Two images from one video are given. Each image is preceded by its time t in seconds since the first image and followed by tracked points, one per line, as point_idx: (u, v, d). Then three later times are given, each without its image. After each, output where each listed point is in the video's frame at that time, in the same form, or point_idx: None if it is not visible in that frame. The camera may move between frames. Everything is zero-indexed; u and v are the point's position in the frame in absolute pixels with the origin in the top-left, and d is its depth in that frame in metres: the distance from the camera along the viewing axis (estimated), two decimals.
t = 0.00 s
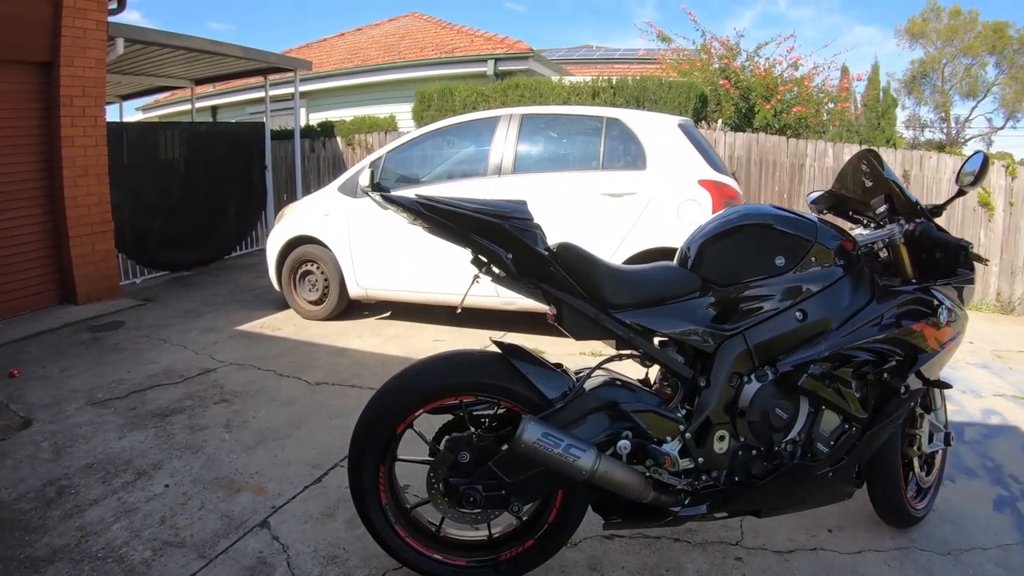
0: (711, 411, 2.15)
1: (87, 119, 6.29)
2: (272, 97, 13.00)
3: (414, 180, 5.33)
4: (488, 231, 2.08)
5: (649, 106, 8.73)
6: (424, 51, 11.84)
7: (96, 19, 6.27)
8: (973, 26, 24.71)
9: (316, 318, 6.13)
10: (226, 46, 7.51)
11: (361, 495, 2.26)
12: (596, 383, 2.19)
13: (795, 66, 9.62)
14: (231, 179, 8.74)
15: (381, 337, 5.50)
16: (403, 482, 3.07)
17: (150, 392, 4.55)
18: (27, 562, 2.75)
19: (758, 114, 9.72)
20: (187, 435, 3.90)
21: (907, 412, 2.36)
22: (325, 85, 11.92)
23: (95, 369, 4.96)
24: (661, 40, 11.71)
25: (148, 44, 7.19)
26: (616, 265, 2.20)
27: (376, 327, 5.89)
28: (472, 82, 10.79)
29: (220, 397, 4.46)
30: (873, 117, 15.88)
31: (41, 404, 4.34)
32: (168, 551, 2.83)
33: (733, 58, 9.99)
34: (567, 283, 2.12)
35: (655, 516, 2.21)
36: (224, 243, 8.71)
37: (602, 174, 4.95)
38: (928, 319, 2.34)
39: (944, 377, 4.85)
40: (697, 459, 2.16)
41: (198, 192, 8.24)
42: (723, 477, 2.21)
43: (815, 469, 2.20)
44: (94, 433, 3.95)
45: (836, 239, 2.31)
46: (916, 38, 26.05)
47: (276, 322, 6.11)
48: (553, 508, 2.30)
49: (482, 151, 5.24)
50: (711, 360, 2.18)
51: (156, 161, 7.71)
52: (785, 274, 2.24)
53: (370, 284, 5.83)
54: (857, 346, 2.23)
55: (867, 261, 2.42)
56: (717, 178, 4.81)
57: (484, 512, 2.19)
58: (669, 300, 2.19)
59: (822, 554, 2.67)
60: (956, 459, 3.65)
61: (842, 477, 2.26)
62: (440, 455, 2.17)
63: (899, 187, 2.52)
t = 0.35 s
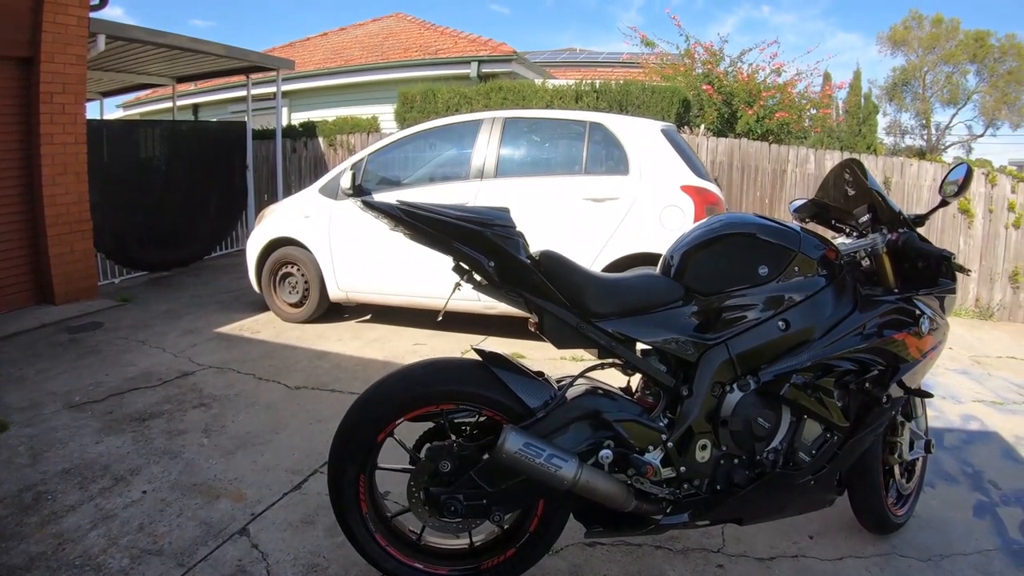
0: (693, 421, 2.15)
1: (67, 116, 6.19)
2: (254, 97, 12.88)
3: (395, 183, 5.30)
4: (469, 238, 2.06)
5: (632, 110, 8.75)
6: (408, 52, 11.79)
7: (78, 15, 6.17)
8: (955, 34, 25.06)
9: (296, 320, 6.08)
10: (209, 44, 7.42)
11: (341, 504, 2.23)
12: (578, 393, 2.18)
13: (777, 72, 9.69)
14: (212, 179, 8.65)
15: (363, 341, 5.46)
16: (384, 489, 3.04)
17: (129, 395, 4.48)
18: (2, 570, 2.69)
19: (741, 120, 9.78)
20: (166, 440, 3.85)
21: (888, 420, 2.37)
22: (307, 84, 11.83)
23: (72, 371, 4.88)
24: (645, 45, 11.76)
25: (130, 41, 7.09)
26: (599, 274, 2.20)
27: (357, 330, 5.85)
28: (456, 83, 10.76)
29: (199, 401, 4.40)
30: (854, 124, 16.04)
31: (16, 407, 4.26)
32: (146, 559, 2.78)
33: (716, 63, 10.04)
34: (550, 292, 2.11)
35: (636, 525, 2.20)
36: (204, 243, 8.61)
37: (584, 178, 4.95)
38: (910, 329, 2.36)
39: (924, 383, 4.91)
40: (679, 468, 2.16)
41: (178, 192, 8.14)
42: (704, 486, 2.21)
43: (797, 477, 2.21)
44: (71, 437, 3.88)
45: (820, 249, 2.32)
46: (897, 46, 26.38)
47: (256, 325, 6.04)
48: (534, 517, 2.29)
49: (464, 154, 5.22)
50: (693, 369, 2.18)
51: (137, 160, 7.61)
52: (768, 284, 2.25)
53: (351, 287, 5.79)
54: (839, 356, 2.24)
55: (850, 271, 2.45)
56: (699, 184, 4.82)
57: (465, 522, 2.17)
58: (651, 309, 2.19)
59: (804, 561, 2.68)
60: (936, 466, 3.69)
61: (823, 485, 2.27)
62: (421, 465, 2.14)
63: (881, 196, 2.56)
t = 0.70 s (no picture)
0: (679, 429, 2.14)
1: (53, 115, 6.12)
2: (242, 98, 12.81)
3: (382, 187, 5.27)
4: (454, 245, 2.04)
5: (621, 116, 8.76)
6: (397, 55, 11.77)
7: (66, 12, 6.10)
8: (942, 44, 25.33)
9: (281, 324, 6.03)
10: (197, 45, 7.37)
11: (323, 512, 2.21)
12: (563, 400, 2.17)
13: (765, 80, 9.74)
14: (198, 181, 8.58)
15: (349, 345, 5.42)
16: (367, 496, 3.01)
17: (111, 398, 4.42)
18: None
19: (729, 127, 9.82)
20: (148, 444, 3.80)
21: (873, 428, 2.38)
22: (296, 86, 11.78)
23: (54, 374, 4.81)
24: (634, 51, 11.79)
25: (118, 40, 7.02)
26: (586, 281, 2.19)
27: (343, 334, 5.81)
28: (445, 87, 10.75)
29: (183, 405, 4.35)
30: (841, 132, 16.17)
31: None
32: (128, 565, 2.74)
33: (705, 70, 10.08)
34: (536, 300, 2.09)
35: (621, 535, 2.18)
36: (190, 245, 8.54)
37: (572, 184, 4.94)
38: (896, 338, 2.37)
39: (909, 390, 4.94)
40: (664, 476, 2.15)
41: (164, 193, 8.07)
42: (690, 495, 2.20)
43: (783, 486, 2.20)
44: (52, 441, 3.82)
45: (807, 258, 2.32)
46: (884, 55, 26.62)
47: (241, 328, 5.99)
48: (518, 526, 2.27)
49: (451, 158, 5.21)
50: (679, 377, 2.17)
51: (123, 160, 7.54)
52: (755, 293, 2.24)
53: (336, 291, 5.76)
54: (825, 364, 2.24)
55: (837, 280, 2.46)
56: (686, 191, 4.83)
57: (449, 530, 2.15)
58: (638, 317, 2.17)
59: (790, 568, 2.68)
60: (921, 472, 3.71)
61: (809, 494, 2.27)
62: (404, 473, 2.12)
63: (867, 206, 2.60)
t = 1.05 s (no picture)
0: (678, 422, 2.14)
1: (45, 107, 6.07)
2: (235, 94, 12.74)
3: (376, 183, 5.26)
4: (455, 234, 2.05)
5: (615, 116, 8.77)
6: (391, 52, 11.74)
7: (60, 3, 6.05)
8: (934, 49, 25.53)
9: (274, 319, 6.00)
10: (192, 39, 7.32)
11: (320, 505, 2.19)
12: (562, 393, 2.17)
13: (759, 82, 9.79)
14: (190, 176, 8.52)
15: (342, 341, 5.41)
16: (362, 491, 3.00)
17: (102, 392, 4.38)
18: None
19: (722, 128, 9.85)
20: (140, 438, 3.77)
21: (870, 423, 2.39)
22: (289, 82, 11.73)
23: (44, 367, 4.76)
24: (629, 51, 11.81)
25: (112, 33, 6.96)
26: (585, 273, 2.19)
27: (336, 329, 5.79)
28: (440, 85, 10.73)
29: (174, 399, 4.31)
30: (833, 135, 16.27)
31: None
32: (120, 559, 2.71)
33: (699, 71, 10.12)
34: (536, 291, 2.09)
35: (619, 528, 2.18)
36: (181, 240, 8.48)
37: (567, 182, 4.94)
38: (892, 334, 2.39)
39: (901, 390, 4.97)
40: (663, 469, 2.15)
41: (156, 188, 8.02)
42: (688, 488, 2.21)
43: (781, 479, 2.21)
44: (42, 434, 3.78)
45: (806, 253, 2.34)
46: (876, 60, 26.80)
47: (233, 323, 5.96)
48: (516, 519, 2.26)
49: (447, 154, 5.20)
50: (678, 371, 2.17)
51: (115, 153, 7.48)
52: (753, 287, 2.25)
53: (329, 286, 5.74)
54: (823, 359, 2.25)
55: (834, 277, 2.47)
56: (681, 189, 4.84)
57: (447, 523, 2.15)
58: (637, 309, 2.17)
59: (785, 564, 2.69)
60: (914, 470, 3.74)
61: (805, 488, 2.27)
62: (402, 465, 2.11)
63: (863, 204, 2.62)
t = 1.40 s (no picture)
0: (683, 423, 2.15)
1: (47, 100, 6.05)
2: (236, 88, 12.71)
3: (379, 179, 5.26)
4: (464, 233, 2.05)
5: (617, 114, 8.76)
6: (393, 48, 11.72)
7: None
8: (935, 51, 25.54)
9: (275, 315, 6.00)
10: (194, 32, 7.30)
11: (325, 503, 2.20)
12: (569, 393, 2.17)
13: (761, 81, 9.78)
14: (191, 170, 8.51)
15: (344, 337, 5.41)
16: (366, 488, 3.00)
17: (103, 387, 4.38)
18: None
19: (724, 128, 9.84)
20: (141, 433, 3.77)
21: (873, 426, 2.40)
22: (290, 77, 11.70)
23: (45, 361, 4.76)
24: (631, 49, 11.79)
25: (114, 26, 6.95)
26: (593, 274, 2.19)
27: (337, 325, 5.79)
28: (442, 81, 10.71)
29: (176, 394, 4.32)
30: (834, 135, 16.28)
31: None
32: (122, 556, 2.72)
33: (701, 70, 10.11)
34: (544, 291, 2.10)
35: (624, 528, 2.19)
36: (181, 234, 8.48)
37: (570, 180, 4.94)
38: (897, 337, 2.41)
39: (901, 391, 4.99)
40: (668, 469, 2.16)
41: (156, 182, 8.00)
42: (692, 489, 2.22)
43: (785, 480, 2.22)
44: (43, 429, 3.78)
45: (812, 255, 2.34)
46: (878, 60, 26.80)
47: (233, 318, 5.96)
48: (521, 519, 2.27)
49: (450, 151, 5.20)
50: (685, 372, 2.18)
51: (116, 147, 7.47)
52: (760, 288, 2.26)
53: (331, 282, 5.74)
54: (828, 361, 2.26)
55: (839, 279, 2.49)
56: (685, 188, 4.85)
57: (453, 522, 2.15)
58: (644, 310, 2.18)
59: (787, 564, 2.70)
60: (914, 472, 3.76)
61: (809, 489, 2.29)
62: (408, 463, 2.12)
63: (869, 206, 2.63)
